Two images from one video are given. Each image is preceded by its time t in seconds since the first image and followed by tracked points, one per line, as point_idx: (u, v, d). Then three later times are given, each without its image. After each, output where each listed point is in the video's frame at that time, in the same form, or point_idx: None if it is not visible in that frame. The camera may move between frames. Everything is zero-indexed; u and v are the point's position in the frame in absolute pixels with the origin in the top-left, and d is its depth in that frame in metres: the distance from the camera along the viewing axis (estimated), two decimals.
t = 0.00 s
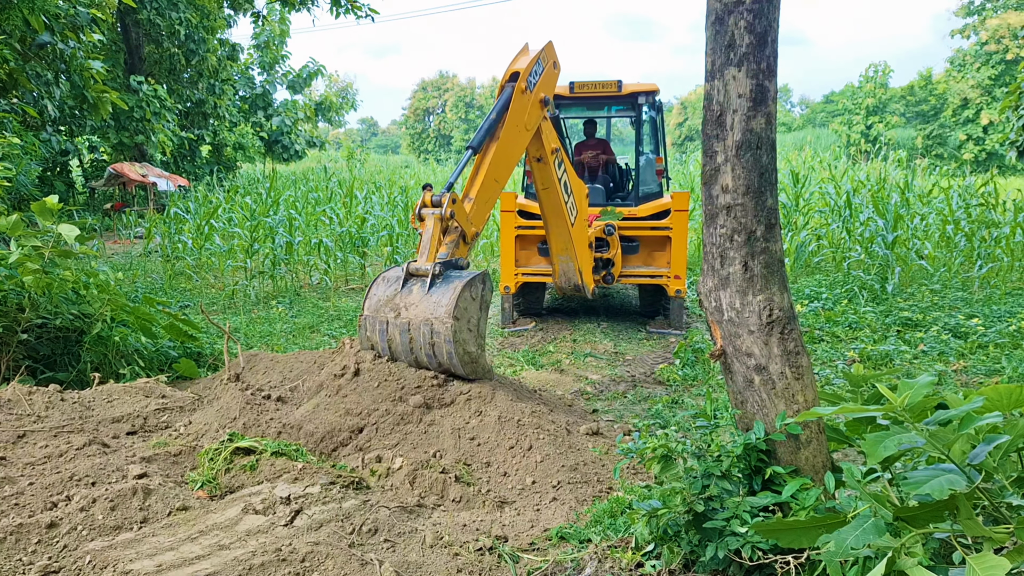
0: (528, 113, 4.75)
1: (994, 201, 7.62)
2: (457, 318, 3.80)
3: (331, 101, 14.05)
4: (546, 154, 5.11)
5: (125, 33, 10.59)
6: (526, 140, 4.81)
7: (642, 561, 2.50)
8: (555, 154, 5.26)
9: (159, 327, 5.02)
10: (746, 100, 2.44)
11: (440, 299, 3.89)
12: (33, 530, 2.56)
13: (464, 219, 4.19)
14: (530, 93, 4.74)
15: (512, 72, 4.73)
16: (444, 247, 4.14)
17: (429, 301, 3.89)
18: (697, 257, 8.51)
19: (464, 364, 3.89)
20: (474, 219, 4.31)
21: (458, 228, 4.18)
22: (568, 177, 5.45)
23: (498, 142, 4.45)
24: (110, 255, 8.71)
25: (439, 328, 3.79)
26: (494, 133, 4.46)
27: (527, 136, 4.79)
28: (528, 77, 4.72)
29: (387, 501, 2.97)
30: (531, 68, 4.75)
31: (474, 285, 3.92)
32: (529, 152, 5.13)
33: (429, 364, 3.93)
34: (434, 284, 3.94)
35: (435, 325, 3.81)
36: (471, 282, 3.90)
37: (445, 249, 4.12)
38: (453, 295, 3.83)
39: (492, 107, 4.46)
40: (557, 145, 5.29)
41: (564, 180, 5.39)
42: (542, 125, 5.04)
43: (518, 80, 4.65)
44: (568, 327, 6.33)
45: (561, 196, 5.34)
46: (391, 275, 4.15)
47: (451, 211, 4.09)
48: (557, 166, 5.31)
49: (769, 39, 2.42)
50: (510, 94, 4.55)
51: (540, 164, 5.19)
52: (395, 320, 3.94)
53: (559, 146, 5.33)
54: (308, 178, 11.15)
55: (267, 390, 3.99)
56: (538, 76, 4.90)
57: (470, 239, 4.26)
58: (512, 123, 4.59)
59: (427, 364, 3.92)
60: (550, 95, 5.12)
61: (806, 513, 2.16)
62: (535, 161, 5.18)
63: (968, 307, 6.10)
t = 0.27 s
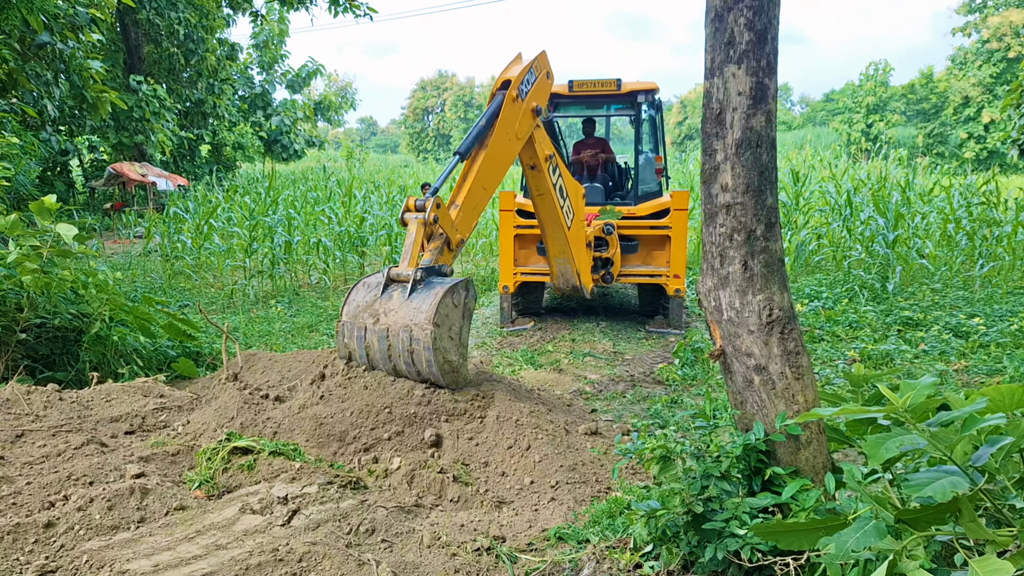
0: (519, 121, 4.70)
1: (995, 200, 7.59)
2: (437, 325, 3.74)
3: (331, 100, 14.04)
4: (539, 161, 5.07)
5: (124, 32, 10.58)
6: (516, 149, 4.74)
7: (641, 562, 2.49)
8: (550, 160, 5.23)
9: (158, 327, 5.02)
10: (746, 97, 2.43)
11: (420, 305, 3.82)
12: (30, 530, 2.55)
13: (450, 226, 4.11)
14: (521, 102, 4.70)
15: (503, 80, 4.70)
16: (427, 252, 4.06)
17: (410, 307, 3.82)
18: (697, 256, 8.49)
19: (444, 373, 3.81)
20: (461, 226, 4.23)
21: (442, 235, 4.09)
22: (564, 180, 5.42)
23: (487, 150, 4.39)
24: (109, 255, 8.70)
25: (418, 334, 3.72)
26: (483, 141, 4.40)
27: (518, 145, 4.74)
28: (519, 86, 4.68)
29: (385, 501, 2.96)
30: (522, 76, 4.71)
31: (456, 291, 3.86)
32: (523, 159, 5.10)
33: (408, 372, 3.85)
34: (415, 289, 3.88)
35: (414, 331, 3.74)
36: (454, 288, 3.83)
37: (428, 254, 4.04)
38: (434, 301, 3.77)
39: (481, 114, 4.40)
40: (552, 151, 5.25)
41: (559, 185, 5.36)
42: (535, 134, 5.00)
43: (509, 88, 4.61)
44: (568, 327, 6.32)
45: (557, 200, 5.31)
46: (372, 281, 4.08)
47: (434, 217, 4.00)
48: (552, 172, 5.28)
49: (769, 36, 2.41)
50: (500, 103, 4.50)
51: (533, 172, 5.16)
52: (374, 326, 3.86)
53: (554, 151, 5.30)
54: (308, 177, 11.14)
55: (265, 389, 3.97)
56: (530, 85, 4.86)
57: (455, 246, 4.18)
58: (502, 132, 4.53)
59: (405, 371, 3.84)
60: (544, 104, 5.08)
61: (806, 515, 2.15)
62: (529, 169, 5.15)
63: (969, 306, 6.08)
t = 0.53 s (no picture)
0: (511, 129, 4.64)
1: (995, 203, 7.58)
2: (412, 328, 3.55)
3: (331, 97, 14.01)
4: (533, 170, 5.01)
5: (124, 27, 10.55)
6: (507, 157, 4.67)
7: (635, 564, 2.46)
8: (544, 166, 5.17)
9: (153, 323, 5.00)
10: (746, 97, 2.41)
11: (396, 308, 3.64)
12: (20, 526, 2.53)
13: (433, 228, 3.99)
14: (513, 110, 4.65)
15: (495, 88, 4.67)
16: (408, 255, 3.92)
17: (384, 309, 3.65)
18: (696, 257, 8.48)
19: (418, 379, 3.62)
20: (447, 230, 4.12)
21: (424, 240, 3.96)
22: (559, 185, 5.38)
23: (475, 155, 4.32)
24: (107, 250, 8.67)
25: (391, 337, 3.54)
26: (471, 147, 4.33)
27: (509, 152, 4.67)
28: (512, 94, 4.64)
29: (378, 500, 2.94)
30: (514, 85, 4.68)
31: (434, 294, 3.67)
32: (517, 167, 5.04)
33: (380, 378, 3.66)
34: (391, 291, 3.70)
35: (387, 334, 3.56)
36: (431, 291, 3.65)
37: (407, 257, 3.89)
38: (410, 303, 3.58)
39: (471, 120, 4.35)
40: (547, 158, 5.20)
41: (554, 190, 5.31)
42: (528, 142, 4.94)
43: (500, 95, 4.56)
44: (565, 326, 6.29)
45: (552, 205, 5.27)
46: (349, 282, 3.93)
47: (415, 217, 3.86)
48: (547, 178, 5.22)
49: (770, 35, 2.38)
50: (491, 110, 4.45)
51: (527, 180, 5.10)
52: (347, 328, 3.69)
53: (549, 157, 5.25)
54: (307, 174, 11.11)
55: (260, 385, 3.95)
56: (523, 94, 4.82)
57: (438, 250, 4.03)
58: (491, 139, 4.47)
59: (378, 376, 3.65)
60: (537, 114, 5.03)
61: (802, 519, 2.12)
62: (523, 176, 5.09)
63: (968, 310, 6.07)
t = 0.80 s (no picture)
0: (501, 136, 4.67)
1: (995, 210, 7.57)
2: (381, 320, 3.43)
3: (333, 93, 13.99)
4: (527, 177, 5.03)
5: (127, 20, 10.52)
6: (496, 164, 4.68)
7: (628, 566, 2.45)
8: (539, 173, 5.17)
9: (150, 317, 4.98)
10: (746, 98, 2.39)
11: (365, 298, 3.52)
12: (10, 521, 2.52)
13: (412, 224, 3.94)
14: (504, 118, 4.69)
15: (487, 96, 4.72)
16: (385, 250, 3.86)
17: (354, 299, 3.52)
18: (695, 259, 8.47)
19: (384, 375, 3.49)
20: (428, 229, 4.08)
21: (402, 234, 3.92)
22: (554, 190, 5.36)
23: (462, 158, 4.34)
24: (105, 244, 8.65)
25: (358, 327, 3.41)
26: (459, 149, 4.35)
27: (499, 160, 4.68)
28: (503, 102, 4.69)
29: (372, 498, 2.93)
30: (507, 93, 4.73)
31: (406, 287, 3.57)
32: (511, 175, 5.07)
33: (345, 370, 3.52)
34: (362, 282, 3.59)
35: (354, 324, 3.43)
36: (404, 283, 3.55)
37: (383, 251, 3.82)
38: (380, 294, 3.47)
39: (460, 124, 4.39)
40: (541, 165, 5.20)
41: (550, 197, 5.30)
42: (520, 150, 4.96)
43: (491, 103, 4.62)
44: (563, 326, 6.28)
45: (547, 210, 5.26)
46: (319, 273, 3.80)
47: (393, 211, 3.81)
48: (542, 185, 5.23)
49: (771, 37, 2.37)
50: (481, 115, 4.50)
51: (521, 187, 5.11)
52: (313, 317, 3.55)
53: (545, 164, 5.26)
54: (308, 170, 11.09)
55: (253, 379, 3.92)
56: (516, 104, 4.86)
57: (416, 246, 3.97)
58: (480, 145, 4.49)
59: (342, 369, 3.52)
60: (531, 125, 5.06)
61: (795, 523, 2.11)
62: (517, 184, 5.10)
63: (966, 315, 6.06)
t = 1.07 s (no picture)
0: (491, 145, 4.60)
1: (991, 210, 7.59)
2: (350, 313, 3.28)
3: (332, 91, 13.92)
4: (520, 185, 5.01)
5: (123, 17, 10.48)
6: (485, 173, 4.61)
7: (626, 567, 2.45)
8: (532, 180, 5.13)
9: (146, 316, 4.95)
10: (746, 98, 2.39)
11: (335, 291, 3.38)
12: (3, 522, 2.51)
13: (392, 222, 3.84)
14: (494, 127, 4.62)
15: (478, 104, 4.67)
16: (363, 247, 3.76)
17: (324, 291, 3.39)
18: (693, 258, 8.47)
19: (352, 372, 3.33)
20: (410, 230, 3.98)
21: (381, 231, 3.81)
22: (549, 195, 5.35)
23: (449, 163, 4.28)
24: (101, 242, 8.62)
25: (326, 319, 3.26)
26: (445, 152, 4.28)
27: (488, 169, 4.60)
28: (494, 111, 4.63)
29: (370, 498, 2.91)
30: (498, 103, 4.67)
31: (380, 282, 3.44)
32: (504, 184, 5.04)
33: (311, 366, 3.35)
34: (334, 275, 3.47)
35: (323, 316, 3.28)
36: (378, 277, 3.42)
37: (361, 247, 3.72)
38: (351, 286, 3.33)
39: (449, 128, 4.32)
40: (534, 172, 5.16)
41: (545, 203, 5.28)
42: (511, 160, 4.90)
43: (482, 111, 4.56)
44: (561, 325, 6.27)
45: (541, 215, 5.25)
46: (292, 267, 3.68)
47: (371, 206, 3.71)
48: (536, 191, 5.20)
49: (771, 37, 2.36)
50: (470, 122, 4.44)
51: (514, 196, 5.10)
52: (281, 309, 3.41)
53: (538, 171, 5.23)
54: (305, 168, 11.06)
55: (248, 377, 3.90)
56: (508, 114, 4.80)
57: (395, 246, 3.87)
58: (468, 152, 4.42)
59: (308, 364, 3.36)
60: (523, 136, 5.00)
61: (794, 524, 2.11)
62: (511, 192, 5.09)
63: (963, 315, 6.07)
